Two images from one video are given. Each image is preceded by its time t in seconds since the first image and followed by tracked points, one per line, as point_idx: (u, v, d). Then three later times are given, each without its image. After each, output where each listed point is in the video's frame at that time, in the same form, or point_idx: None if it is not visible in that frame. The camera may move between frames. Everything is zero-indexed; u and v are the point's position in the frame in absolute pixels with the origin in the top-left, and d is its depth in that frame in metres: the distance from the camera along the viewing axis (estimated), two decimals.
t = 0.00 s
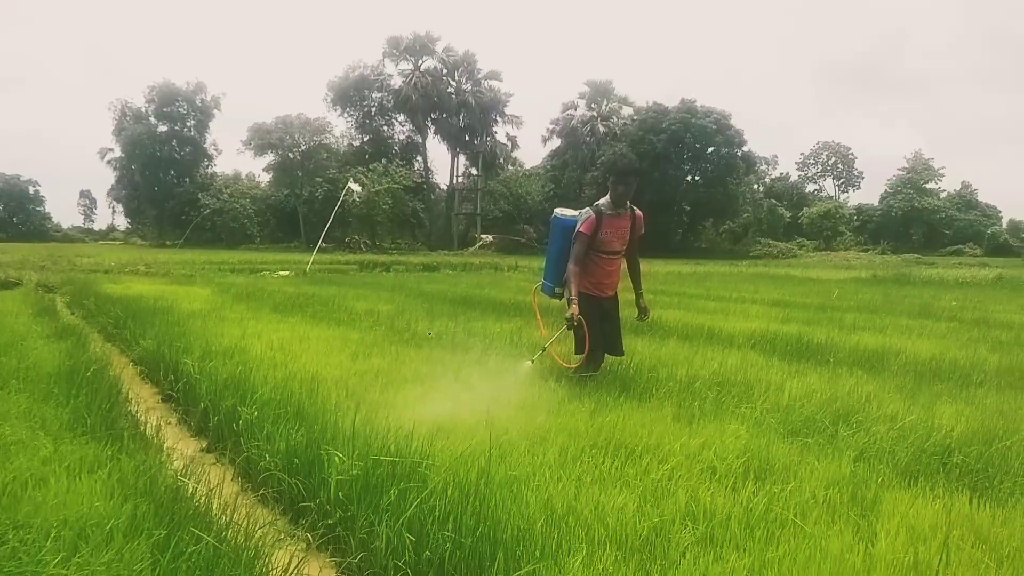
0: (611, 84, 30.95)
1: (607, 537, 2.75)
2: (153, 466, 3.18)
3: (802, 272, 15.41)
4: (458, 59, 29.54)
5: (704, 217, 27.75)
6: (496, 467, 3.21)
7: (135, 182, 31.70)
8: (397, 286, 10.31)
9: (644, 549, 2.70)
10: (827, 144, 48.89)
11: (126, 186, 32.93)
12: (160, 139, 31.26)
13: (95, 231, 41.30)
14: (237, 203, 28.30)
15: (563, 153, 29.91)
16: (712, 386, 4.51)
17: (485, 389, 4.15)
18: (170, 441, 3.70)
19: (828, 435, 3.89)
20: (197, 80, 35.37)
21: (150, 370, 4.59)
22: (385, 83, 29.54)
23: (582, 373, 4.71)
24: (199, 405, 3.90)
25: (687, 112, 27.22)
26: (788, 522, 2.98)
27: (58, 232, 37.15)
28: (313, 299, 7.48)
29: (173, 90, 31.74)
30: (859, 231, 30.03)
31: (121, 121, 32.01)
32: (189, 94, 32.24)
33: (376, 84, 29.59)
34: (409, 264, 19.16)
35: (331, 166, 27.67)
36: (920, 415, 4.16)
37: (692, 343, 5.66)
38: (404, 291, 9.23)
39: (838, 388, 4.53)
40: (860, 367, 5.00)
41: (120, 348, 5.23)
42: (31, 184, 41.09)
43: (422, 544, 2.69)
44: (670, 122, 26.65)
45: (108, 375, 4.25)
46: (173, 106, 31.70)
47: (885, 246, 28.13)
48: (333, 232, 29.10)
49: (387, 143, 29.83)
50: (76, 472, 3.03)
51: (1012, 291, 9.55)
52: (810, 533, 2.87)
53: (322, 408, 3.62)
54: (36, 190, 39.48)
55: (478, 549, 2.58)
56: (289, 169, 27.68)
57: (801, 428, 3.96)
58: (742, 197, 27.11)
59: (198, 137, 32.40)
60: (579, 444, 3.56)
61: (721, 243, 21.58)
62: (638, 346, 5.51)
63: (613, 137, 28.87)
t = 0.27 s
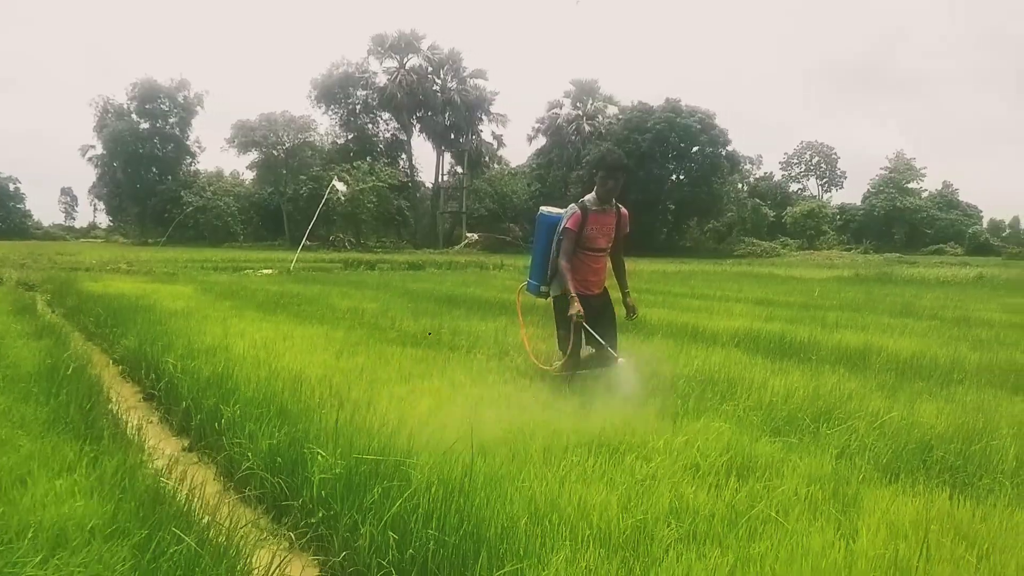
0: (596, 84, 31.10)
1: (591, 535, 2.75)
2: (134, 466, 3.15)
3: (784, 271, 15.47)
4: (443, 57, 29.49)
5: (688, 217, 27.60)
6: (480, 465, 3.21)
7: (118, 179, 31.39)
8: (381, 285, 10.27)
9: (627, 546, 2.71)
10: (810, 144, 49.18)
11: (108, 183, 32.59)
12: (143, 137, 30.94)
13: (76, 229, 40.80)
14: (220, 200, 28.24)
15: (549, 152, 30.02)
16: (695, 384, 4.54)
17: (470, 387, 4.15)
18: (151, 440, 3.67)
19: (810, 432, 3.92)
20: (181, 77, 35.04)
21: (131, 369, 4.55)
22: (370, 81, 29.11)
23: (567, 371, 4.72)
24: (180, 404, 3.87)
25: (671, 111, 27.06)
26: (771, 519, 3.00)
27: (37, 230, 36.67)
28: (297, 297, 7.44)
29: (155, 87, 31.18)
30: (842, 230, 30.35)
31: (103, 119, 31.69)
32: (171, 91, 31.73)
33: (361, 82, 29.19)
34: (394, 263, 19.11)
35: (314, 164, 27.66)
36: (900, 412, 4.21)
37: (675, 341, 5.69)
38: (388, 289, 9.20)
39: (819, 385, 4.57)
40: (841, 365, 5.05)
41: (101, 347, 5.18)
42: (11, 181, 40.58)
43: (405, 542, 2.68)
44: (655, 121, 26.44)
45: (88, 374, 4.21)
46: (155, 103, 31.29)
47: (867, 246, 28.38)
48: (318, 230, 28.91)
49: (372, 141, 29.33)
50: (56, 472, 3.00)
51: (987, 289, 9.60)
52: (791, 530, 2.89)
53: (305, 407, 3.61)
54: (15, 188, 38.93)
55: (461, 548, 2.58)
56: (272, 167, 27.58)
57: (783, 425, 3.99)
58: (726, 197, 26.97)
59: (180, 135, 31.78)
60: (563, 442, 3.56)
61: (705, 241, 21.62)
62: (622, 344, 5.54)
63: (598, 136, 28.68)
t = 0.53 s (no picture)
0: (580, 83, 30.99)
1: (571, 534, 2.77)
2: (111, 467, 3.13)
3: (763, 272, 15.50)
4: (427, 56, 29.28)
5: (671, 218, 27.29)
6: (461, 465, 3.22)
7: (98, 177, 30.95)
8: (363, 285, 10.24)
9: (607, 546, 2.73)
10: (791, 145, 49.37)
11: (88, 181, 32.12)
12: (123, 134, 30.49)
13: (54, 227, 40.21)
14: (202, 200, 27.30)
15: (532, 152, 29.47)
16: (677, 384, 4.58)
17: (451, 387, 4.16)
18: (129, 441, 3.65)
19: (788, 431, 3.97)
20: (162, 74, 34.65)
21: (110, 370, 4.51)
22: (352, 80, 29.15)
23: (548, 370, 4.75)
24: (159, 405, 3.85)
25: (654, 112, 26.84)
26: (749, 518, 3.03)
27: (15, 228, 36.08)
28: (279, 297, 7.42)
29: (135, 84, 30.87)
30: (823, 231, 30.58)
31: (83, 116, 31.23)
32: (153, 89, 31.48)
33: (344, 80, 29.31)
34: (377, 262, 19.06)
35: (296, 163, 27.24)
36: (878, 411, 4.27)
37: (658, 341, 5.73)
38: (371, 290, 9.18)
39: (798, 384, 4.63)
40: (820, 364, 5.11)
41: (79, 347, 5.13)
42: None
43: (385, 543, 2.68)
44: (638, 122, 26.19)
45: (66, 375, 4.17)
46: (135, 101, 30.94)
47: (848, 246, 28.56)
48: (300, 229, 27.92)
49: (355, 140, 29.48)
50: (32, 473, 2.97)
51: (959, 290, 9.64)
52: (769, 528, 2.93)
53: (285, 408, 3.60)
54: None
55: (441, 548, 2.59)
56: (255, 165, 27.14)
57: (763, 425, 4.03)
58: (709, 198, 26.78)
59: (161, 133, 31.34)
60: (544, 441, 3.58)
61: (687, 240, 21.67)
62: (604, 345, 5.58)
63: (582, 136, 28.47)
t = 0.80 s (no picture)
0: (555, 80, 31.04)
1: (545, 529, 2.78)
2: (79, 465, 3.08)
3: (735, 269, 15.52)
4: (402, 50, 28.94)
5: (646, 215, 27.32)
6: (435, 460, 3.23)
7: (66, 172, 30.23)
8: (337, 281, 10.18)
9: (581, 541, 2.74)
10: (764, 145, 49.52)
11: (55, 176, 31.36)
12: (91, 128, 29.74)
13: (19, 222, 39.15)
14: (173, 194, 25.76)
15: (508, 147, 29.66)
16: (650, 379, 4.63)
17: (426, 383, 4.16)
18: (97, 439, 3.59)
19: (760, 426, 4.02)
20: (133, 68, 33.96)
21: (78, 367, 4.45)
22: (327, 74, 28.76)
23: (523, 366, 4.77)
24: (128, 401, 3.81)
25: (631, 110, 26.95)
26: (722, 512, 3.06)
27: None
28: (251, 293, 7.35)
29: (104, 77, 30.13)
30: (795, 228, 30.79)
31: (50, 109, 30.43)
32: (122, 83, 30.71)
33: (318, 74, 28.84)
34: (353, 258, 18.96)
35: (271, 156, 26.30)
36: (848, 405, 4.35)
37: (632, 337, 5.79)
38: (345, 286, 9.11)
39: (771, 378, 4.70)
40: (791, 359, 5.18)
41: (46, 343, 5.04)
42: None
43: (358, 540, 2.68)
44: (613, 119, 26.47)
45: (31, 372, 4.09)
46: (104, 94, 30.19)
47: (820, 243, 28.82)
48: (274, 225, 27.08)
49: (329, 135, 29.21)
50: None
51: (922, 285, 9.69)
52: (741, 522, 2.96)
53: (258, 404, 3.58)
54: None
55: (414, 545, 2.58)
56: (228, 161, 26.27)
57: (735, 419, 4.09)
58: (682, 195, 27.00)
59: (131, 126, 30.62)
60: (518, 436, 3.60)
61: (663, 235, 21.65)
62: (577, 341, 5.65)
63: (558, 133, 28.66)
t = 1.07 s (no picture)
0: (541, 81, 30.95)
1: (527, 529, 2.79)
2: (58, 468, 3.06)
3: (720, 268, 15.37)
4: (387, 50, 28.63)
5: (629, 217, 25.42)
6: (417, 461, 3.22)
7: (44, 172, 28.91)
8: (322, 282, 10.10)
9: (562, 540, 2.76)
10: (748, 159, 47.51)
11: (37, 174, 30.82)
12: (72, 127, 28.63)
13: None
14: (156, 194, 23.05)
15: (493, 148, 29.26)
16: (633, 379, 4.65)
17: (409, 383, 4.16)
18: (77, 442, 3.57)
19: (742, 425, 4.05)
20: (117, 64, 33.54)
21: (58, 369, 4.41)
22: (312, 73, 27.78)
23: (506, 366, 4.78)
24: (108, 403, 3.78)
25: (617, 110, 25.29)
26: (703, 510, 3.08)
27: None
28: (233, 294, 7.29)
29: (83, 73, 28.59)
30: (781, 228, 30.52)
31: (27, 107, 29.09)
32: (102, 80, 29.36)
33: (303, 74, 28.02)
34: (336, 258, 18.86)
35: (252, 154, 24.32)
36: (830, 404, 4.37)
37: (616, 338, 5.81)
38: (329, 287, 9.06)
39: (754, 378, 4.72)
40: (774, 360, 5.21)
41: (25, 344, 4.99)
42: None
43: (340, 541, 2.67)
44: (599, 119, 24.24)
45: (9, 374, 4.06)
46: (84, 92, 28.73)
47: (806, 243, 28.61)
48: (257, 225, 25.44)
49: (313, 134, 28.29)
50: None
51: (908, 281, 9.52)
52: (722, 520, 2.98)
53: (239, 405, 3.57)
54: None
55: (395, 545, 2.58)
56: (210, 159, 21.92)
57: (717, 418, 4.11)
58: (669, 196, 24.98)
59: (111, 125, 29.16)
60: (501, 436, 3.61)
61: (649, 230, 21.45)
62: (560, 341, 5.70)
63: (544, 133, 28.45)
